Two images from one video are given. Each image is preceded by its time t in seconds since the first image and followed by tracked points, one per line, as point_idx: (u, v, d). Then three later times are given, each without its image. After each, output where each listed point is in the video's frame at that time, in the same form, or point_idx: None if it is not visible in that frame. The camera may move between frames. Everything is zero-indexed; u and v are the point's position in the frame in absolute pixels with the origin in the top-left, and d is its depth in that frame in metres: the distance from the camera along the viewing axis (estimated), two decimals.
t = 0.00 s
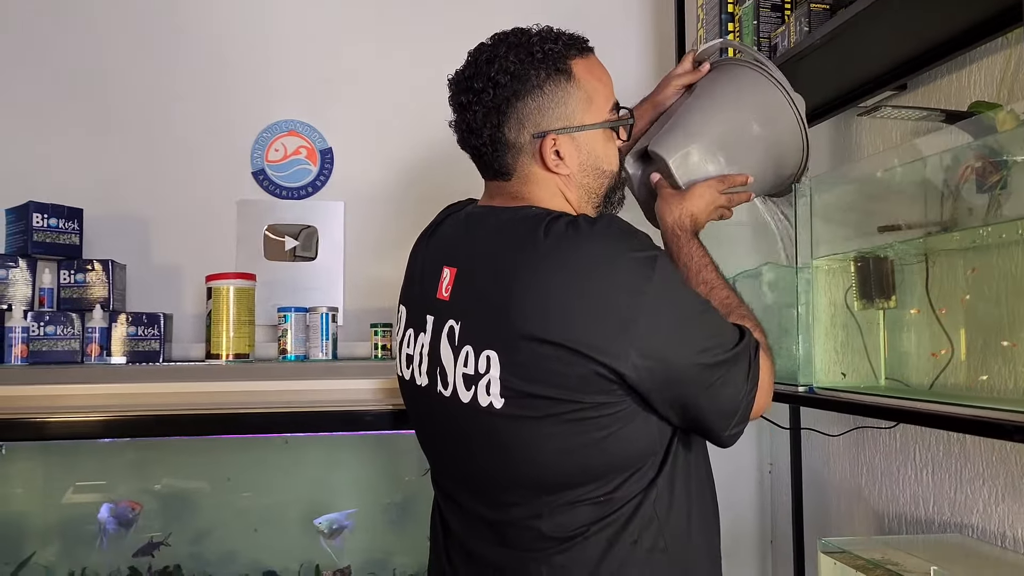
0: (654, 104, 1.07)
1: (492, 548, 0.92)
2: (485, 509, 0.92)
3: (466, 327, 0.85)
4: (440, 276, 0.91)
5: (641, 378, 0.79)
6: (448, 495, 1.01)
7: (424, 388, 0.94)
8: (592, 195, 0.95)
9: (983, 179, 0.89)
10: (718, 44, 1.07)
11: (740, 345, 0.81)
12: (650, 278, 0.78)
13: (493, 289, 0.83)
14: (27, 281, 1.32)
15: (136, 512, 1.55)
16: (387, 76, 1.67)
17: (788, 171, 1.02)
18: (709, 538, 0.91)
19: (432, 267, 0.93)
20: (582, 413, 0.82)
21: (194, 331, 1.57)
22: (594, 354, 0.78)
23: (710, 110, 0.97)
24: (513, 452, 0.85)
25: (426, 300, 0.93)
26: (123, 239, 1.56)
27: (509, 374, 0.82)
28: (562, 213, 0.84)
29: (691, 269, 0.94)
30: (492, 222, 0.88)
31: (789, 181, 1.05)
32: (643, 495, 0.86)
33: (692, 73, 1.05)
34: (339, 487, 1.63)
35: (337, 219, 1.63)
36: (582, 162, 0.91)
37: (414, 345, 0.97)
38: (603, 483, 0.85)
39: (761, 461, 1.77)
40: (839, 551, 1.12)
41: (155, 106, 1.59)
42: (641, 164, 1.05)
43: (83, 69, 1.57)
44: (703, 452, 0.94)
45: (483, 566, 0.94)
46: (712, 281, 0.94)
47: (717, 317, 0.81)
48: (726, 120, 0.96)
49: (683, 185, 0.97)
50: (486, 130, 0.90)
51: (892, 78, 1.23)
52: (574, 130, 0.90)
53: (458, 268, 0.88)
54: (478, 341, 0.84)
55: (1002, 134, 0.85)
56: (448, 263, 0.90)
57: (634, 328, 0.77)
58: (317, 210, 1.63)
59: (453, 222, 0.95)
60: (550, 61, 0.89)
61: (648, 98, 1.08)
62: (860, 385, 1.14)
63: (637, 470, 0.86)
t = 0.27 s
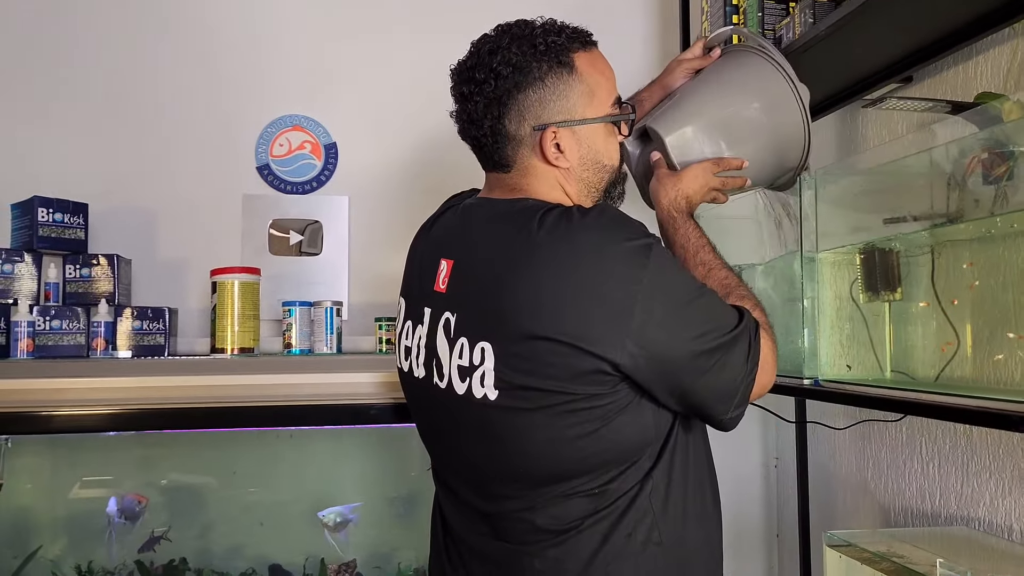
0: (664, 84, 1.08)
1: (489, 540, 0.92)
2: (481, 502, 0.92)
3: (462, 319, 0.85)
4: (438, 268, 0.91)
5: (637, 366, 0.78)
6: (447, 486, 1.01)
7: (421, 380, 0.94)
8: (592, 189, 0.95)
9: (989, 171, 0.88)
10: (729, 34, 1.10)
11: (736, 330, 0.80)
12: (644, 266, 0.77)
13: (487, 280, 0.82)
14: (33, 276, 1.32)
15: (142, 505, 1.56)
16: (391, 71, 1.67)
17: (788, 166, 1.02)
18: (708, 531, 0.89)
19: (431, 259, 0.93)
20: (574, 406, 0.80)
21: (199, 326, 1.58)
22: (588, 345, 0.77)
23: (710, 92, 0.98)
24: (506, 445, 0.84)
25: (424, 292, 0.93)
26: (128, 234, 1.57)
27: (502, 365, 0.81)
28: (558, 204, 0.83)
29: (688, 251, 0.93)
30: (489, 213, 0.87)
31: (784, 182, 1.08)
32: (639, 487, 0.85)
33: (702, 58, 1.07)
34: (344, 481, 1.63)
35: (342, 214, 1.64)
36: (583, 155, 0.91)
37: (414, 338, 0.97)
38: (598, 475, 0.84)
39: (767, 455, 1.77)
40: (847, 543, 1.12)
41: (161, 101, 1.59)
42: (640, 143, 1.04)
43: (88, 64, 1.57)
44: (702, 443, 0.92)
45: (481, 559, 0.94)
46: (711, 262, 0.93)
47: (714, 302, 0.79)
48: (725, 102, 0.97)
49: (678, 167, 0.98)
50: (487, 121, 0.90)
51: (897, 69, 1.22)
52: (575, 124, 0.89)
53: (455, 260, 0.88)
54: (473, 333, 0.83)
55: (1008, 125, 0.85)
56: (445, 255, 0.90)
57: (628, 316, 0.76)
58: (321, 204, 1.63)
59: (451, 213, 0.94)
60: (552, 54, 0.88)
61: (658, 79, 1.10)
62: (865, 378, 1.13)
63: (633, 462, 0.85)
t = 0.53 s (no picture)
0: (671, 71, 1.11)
1: (486, 534, 0.91)
2: (478, 495, 0.92)
3: (458, 312, 0.85)
4: (435, 260, 0.90)
5: (634, 359, 0.77)
6: (446, 480, 1.00)
7: (419, 373, 0.94)
8: (592, 182, 0.94)
9: (995, 164, 0.87)
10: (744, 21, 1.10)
11: (735, 320, 0.79)
12: (641, 256, 0.77)
13: (484, 272, 0.82)
14: (36, 270, 1.33)
15: (145, 500, 1.56)
16: (395, 65, 1.67)
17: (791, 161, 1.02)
18: (706, 526, 0.88)
19: (429, 251, 0.93)
20: (570, 398, 0.79)
21: (202, 321, 1.58)
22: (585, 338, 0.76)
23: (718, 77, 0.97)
24: (501, 438, 0.83)
25: (422, 285, 0.93)
26: (131, 228, 1.57)
27: (497, 358, 0.81)
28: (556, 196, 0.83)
29: (689, 238, 0.94)
30: (486, 205, 0.87)
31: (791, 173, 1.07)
32: (635, 481, 0.84)
33: (711, 47, 1.07)
34: (346, 476, 1.63)
35: (345, 209, 1.63)
36: (582, 148, 0.90)
37: (412, 330, 0.96)
38: (593, 469, 0.83)
39: (772, 451, 1.76)
40: (854, 539, 1.11)
41: (163, 95, 1.59)
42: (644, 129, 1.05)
43: (92, 58, 1.57)
44: (701, 437, 0.91)
45: (478, 554, 0.93)
46: (712, 249, 0.93)
47: (713, 292, 0.78)
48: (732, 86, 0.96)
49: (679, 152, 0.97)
50: (486, 111, 0.90)
51: (903, 61, 1.21)
52: (575, 116, 0.89)
53: (452, 252, 0.87)
54: (469, 326, 0.83)
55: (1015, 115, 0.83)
56: (443, 247, 0.89)
57: (625, 306, 0.75)
58: (324, 199, 1.63)
59: (451, 206, 0.94)
60: (554, 44, 0.88)
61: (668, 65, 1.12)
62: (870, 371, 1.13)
63: (630, 455, 0.84)
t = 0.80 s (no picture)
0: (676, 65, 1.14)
1: (481, 536, 0.91)
2: (473, 496, 0.91)
3: (453, 311, 0.84)
4: (430, 259, 0.90)
5: (629, 359, 0.76)
6: (443, 481, 1.00)
7: (414, 372, 0.94)
8: (591, 183, 0.93)
9: (996, 162, 0.87)
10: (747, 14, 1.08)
11: (732, 319, 0.78)
12: (636, 254, 0.76)
13: (478, 271, 0.81)
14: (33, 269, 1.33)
15: (143, 499, 1.55)
16: (394, 63, 1.66)
17: (792, 155, 1.01)
18: (703, 529, 0.86)
19: (425, 250, 0.92)
20: (563, 399, 0.78)
21: (200, 320, 1.57)
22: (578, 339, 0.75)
23: (720, 68, 0.96)
24: (495, 438, 0.83)
25: (418, 284, 0.92)
26: (129, 227, 1.56)
27: (491, 358, 0.80)
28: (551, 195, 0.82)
29: (687, 234, 0.94)
30: (481, 203, 0.86)
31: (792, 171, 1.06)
32: (629, 483, 0.83)
33: (715, 43, 1.10)
34: (345, 476, 1.62)
35: (343, 207, 1.63)
36: (580, 148, 0.90)
37: (407, 329, 0.96)
38: (587, 471, 0.82)
39: (772, 451, 1.76)
40: (854, 540, 1.10)
41: (162, 93, 1.59)
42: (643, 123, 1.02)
43: (90, 56, 1.57)
44: (699, 438, 0.89)
45: (474, 555, 0.93)
46: (710, 245, 0.93)
47: (708, 291, 0.77)
48: (734, 78, 0.95)
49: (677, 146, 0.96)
50: (483, 109, 0.89)
51: (905, 58, 1.20)
52: (572, 115, 0.88)
53: (447, 251, 0.87)
54: (463, 325, 0.83)
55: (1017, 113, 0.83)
56: (438, 246, 0.89)
57: (619, 305, 0.74)
58: (323, 198, 1.62)
59: (448, 205, 0.93)
60: (552, 42, 0.87)
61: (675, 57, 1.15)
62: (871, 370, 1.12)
63: (626, 457, 0.82)
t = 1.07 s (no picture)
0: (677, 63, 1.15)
1: (475, 539, 0.91)
2: (467, 501, 0.91)
3: (447, 314, 0.83)
4: (425, 260, 0.89)
5: (623, 364, 0.75)
6: (438, 484, 0.99)
7: (409, 374, 0.93)
8: (591, 188, 0.93)
9: (997, 163, 0.86)
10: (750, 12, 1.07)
11: (728, 325, 0.77)
12: (631, 258, 0.75)
13: (472, 275, 0.80)
14: (28, 270, 1.33)
15: (140, 500, 1.55)
16: (393, 62, 1.65)
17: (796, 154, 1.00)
18: (698, 535, 0.85)
19: (420, 251, 0.91)
20: (556, 404, 0.78)
21: (197, 320, 1.57)
22: (572, 343, 0.75)
23: (723, 68, 0.95)
24: (487, 443, 0.82)
25: (412, 286, 0.92)
26: (126, 227, 1.55)
27: (484, 362, 0.80)
28: (547, 198, 0.81)
29: (687, 237, 0.93)
30: (477, 205, 0.85)
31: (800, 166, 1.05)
32: (623, 489, 0.82)
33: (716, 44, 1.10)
34: (343, 477, 1.62)
35: (341, 207, 1.62)
36: (579, 152, 0.89)
37: (402, 331, 0.95)
38: (580, 476, 0.81)
39: (771, 453, 1.75)
40: (852, 543, 1.09)
41: (159, 92, 1.58)
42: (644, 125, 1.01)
43: (86, 55, 1.56)
44: (695, 443, 0.88)
45: (468, 560, 0.92)
46: (709, 249, 0.92)
47: (704, 296, 0.76)
48: (737, 79, 0.94)
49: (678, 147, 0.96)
50: (481, 110, 0.88)
51: (905, 59, 1.19)
52: (571, 119, 0.87)
53: (442, 253, 0.86)
54: (457, 328, 0.82)
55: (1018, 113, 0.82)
56: (433, 248, 0.88)
57: (614, 310, 0.74)
58: (321, 198, 1.62)
59: (444, 206, 0.92)
60: (552, 45, 0.86)
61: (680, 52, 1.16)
62: (870, 373, 1.11)
63: (620, 462, 0.82)
